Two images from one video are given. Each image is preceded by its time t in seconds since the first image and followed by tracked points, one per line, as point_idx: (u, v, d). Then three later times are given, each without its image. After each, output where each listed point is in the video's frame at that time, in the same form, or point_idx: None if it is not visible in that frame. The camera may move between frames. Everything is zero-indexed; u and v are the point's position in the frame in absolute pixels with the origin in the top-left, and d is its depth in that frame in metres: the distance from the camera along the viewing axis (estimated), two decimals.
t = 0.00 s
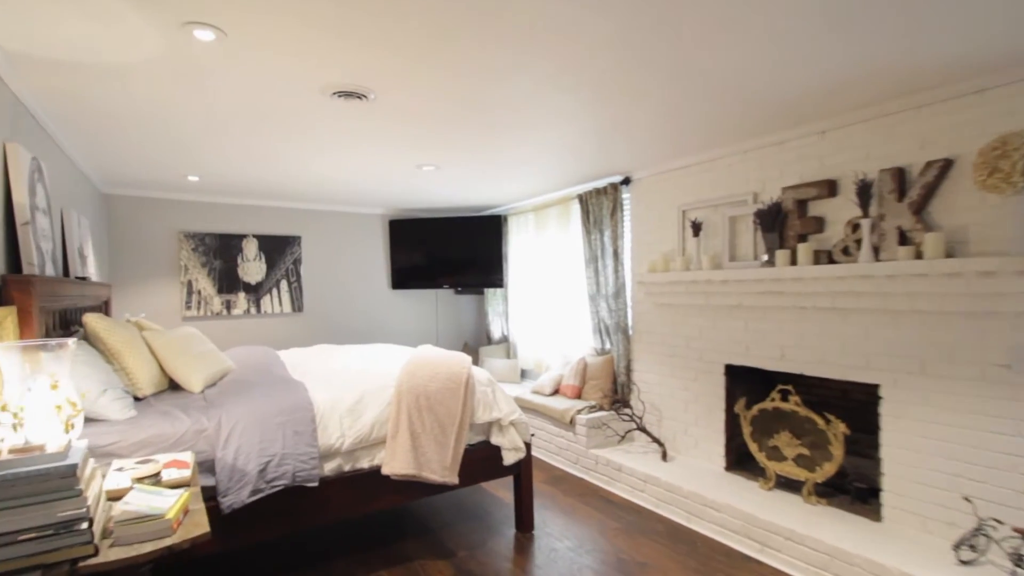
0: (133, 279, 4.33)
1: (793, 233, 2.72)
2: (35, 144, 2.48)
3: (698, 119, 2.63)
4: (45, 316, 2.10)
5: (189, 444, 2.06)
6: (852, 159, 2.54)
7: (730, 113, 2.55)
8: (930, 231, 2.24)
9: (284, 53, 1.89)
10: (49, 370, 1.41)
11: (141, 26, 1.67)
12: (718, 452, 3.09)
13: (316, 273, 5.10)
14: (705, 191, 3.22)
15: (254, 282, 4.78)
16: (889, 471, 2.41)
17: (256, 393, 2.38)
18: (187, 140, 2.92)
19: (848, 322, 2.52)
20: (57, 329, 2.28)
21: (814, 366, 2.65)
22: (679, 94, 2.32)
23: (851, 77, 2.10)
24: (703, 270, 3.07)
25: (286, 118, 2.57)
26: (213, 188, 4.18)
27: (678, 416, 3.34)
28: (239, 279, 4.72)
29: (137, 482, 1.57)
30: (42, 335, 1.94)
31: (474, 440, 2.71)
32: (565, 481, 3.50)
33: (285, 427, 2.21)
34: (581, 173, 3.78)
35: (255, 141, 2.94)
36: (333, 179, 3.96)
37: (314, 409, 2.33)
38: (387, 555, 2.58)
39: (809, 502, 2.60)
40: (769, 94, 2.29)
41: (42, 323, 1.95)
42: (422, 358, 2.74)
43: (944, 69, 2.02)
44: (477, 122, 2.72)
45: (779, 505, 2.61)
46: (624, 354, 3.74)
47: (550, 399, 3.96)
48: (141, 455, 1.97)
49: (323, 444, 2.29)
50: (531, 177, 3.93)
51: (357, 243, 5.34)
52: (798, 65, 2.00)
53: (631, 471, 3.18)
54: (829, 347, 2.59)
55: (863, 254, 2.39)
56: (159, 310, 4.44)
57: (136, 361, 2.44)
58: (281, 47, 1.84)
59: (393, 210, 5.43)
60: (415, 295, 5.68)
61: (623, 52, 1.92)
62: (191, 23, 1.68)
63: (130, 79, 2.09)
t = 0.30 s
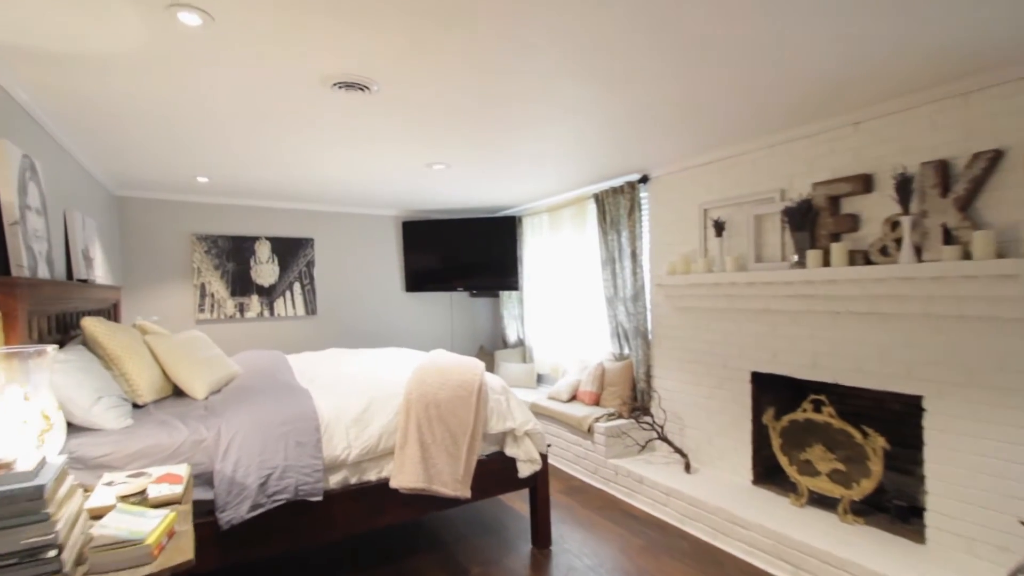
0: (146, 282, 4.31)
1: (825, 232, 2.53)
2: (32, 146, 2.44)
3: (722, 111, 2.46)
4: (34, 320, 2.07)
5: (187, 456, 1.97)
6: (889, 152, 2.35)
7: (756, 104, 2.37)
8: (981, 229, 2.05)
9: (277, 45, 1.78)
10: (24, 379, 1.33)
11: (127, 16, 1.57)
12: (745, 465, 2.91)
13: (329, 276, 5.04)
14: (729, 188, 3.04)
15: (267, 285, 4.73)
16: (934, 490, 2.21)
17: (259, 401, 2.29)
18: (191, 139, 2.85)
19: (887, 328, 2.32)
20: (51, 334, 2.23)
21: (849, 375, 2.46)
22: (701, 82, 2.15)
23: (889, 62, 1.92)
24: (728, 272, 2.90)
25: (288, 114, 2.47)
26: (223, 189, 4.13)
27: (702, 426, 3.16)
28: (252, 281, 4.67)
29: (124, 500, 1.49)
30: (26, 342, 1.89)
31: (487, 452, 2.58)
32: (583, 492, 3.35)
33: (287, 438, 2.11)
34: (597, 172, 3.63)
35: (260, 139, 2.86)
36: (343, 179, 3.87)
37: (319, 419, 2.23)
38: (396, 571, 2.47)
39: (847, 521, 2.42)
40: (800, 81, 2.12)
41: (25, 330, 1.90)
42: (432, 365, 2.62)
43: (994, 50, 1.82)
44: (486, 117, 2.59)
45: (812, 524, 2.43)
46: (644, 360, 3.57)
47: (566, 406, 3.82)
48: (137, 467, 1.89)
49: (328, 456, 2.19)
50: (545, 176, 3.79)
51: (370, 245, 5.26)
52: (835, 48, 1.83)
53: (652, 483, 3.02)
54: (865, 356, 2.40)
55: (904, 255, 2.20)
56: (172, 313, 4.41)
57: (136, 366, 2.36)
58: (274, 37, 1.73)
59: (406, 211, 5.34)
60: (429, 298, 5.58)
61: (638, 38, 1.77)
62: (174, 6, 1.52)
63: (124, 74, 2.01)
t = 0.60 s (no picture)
0: (160, 283, 4.24)
1: (874, 226, 2.30)
2: (29, 140, 2.35)
3: (761, 95, 2.25)
4: (29, 324, 1.98)
5: (186, 469, 1.85)
6: (949, 137, 2.11)
7: (800, 86, 2.15)
8: None
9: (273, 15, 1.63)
10: None
11: None
12: (785, 481, 2.69)
13: (344, 275, 4.93)
14: (764, 180, 2.82)
15: (282, 285, 4.64)
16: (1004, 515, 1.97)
17: (263, 408, 2.16)
18: (197, 132, 2.74)
19: (947, 332, 2.09)
20: (49, 339, 2.15)
21: (902, 385, 2.23)
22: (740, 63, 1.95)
23: (957, 31, 1.70)
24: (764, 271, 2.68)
25: (293, 102, 2.34)
26: (235, 186, 4.04)
27: (735, 437, 2.95)
28: (267, 281, 4.59)
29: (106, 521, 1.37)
30: (13, 347, 1.81)
31: (504, 464, 2.41)
32: (608, 505, 3.16)
33: (291, 449, 1.97)
34: (621, 165, 3.43)
35: (268, 131, 2.74)
36: (356, 175, 3.75)
37: (325, 429, 2.09)
38: None
39: (903, 547, 2.18)
40: (852, 58, 1.90)
41: (12, 334, 1.81)
42: (446, 371, 2.46)
43: None
44: (502, 104, 2.42)
45: (861, 549, 2.20)
46: (671, 365, 3.37)
47: (589, 412, 3.63)
48: (132, 481, 1.78)
49: (335, 469, 2.05)
50: (566, 170, 3.61)
51: (386, 244, 5.15)
52: (897, 20, 1.61)
53: (681, 498, 2.82)
54: (921, 364, 2.16)
55: (969, 251, 1.96)
56: (187, 314, 4.34)
57: (138, 372, 2.26)
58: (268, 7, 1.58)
59: (422, 208, 5.21)
60: (446, 298, 5.44)
61: (672, 10, 1.59)
62: None
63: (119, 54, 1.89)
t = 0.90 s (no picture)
0: (176, 284, 4.18)
1: (936, 220, 2.08)
2: (33, 137, 2.25)
3: (812, 78, 2.04)
4: (24, 328, 1.87)
5: (184, 483, 1.72)
6: None
7: (858, 66, 1.93)
8: None
9: None
10: None
11: None
12: (830, 499, 2.48)
13: (360, 276, 4.81)
14: (808, 173, 2.61)
15: (297, 286, 4.54)
16: None
17: (269, 417, 2.02)
18: (206, 127, 2.63)
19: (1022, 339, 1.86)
20: (48, 343, 2.05)
21: (969, 397, 2.00)
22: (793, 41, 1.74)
23: None
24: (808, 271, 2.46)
25: (301, 93, 2.20)
26: (250, 185, 3.95)
27: (774, 450, 2.74)
28: (282, 282, 4.50)
29: (86, 544, 1.22)
30: (4, 353, 1.70)
31: (525, 479, 2.24)
32: (635, 520, 2.97)
33: (295, 462, 1.83)
34: (650, 159, 3.24)
35: (278, 125, 2.62)
36: (372, 172, 3.62)
37: (333, 441, 1.94)
38: None
39: None
40: (924, 31, 1.68)
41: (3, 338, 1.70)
42: (464, 378, 2.30)
43: None
44: (524, 93, 2.26)
45: None
46: (704, 370, 3.17)
47: (614, 419, 3.44)
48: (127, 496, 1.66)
49: (342, 484, 1.90)
50: (591, 165, 3.43)
51: (404, 244, 5.02)
52: None
53: (715, 516, 2.62)
54: (992, 374, 1.93)
55: None
56: (202, 316, 4.27)
57: (140, 379, 2.14)
58: None
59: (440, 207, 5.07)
60: (465, 299, 5.29)
61: None
62: None
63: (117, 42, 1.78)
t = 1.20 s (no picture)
0: (190, 286, 4.12)
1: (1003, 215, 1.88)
2: (42, 136, 2.18)
3: (866, 62, 1.86)
4: (24, 331, 1.79)
5: (186, 497, 1.62)
6: None
7: (920, 47, 1.75)
8: None
9: None
10: None
11: None
12: (879, 519, 2.28)
13: (376, 278, 4.72)
14: (852, 166, 2.42)
15: (313, 288, 4.46)
16: None
17: (277, 425, 1.91)
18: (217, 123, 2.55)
19: None
20: (51, 347, 1.97)
21: None
22: (847, 19, 1.58)
23: None
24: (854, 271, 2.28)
25: (313, 85, 2.10)
26: (265, 185, 3.88)
27: (814, 464, 2.55)
28: (298, 284, 4.42)
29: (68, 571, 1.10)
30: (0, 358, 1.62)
31: (548, 494, 2.10)
32: (663, 536, 2.80)
33: (303, 476, 1.71)
34: (678, 155, 3.08)
35: (291, 121, 2.52)
36: (388, 171, 3.52)
37: (343, 452, 1.83)
38: None
39: None
40: (1000, 4, 1.50)
41: None
42: (482, 385, 2.17)
43: None
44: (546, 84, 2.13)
45: None
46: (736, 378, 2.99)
47: (638, 428, 3.27)
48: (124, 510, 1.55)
49: (353, 499, 1.78)
50: (615, 162, 3.28)
51: (421, 246, 4.92)
52: None
53: (751, 534, 2.44)
54: None
55: None
56: (217, 319, 4.21)
57: (146, 384, 2.05)
58: None
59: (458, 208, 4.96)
60: (483, 302, 5.17)
61: None
62: None
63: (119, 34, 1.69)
